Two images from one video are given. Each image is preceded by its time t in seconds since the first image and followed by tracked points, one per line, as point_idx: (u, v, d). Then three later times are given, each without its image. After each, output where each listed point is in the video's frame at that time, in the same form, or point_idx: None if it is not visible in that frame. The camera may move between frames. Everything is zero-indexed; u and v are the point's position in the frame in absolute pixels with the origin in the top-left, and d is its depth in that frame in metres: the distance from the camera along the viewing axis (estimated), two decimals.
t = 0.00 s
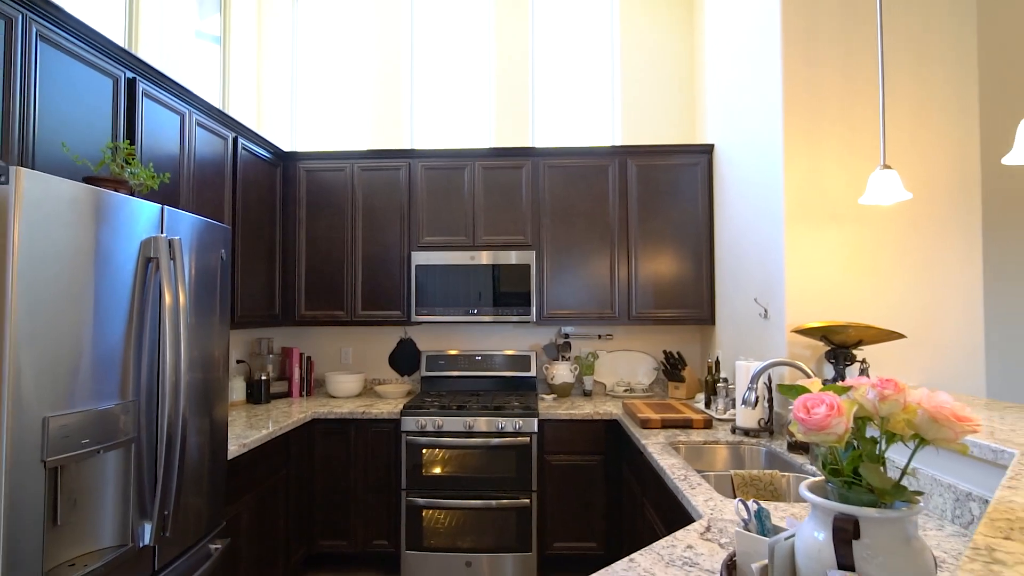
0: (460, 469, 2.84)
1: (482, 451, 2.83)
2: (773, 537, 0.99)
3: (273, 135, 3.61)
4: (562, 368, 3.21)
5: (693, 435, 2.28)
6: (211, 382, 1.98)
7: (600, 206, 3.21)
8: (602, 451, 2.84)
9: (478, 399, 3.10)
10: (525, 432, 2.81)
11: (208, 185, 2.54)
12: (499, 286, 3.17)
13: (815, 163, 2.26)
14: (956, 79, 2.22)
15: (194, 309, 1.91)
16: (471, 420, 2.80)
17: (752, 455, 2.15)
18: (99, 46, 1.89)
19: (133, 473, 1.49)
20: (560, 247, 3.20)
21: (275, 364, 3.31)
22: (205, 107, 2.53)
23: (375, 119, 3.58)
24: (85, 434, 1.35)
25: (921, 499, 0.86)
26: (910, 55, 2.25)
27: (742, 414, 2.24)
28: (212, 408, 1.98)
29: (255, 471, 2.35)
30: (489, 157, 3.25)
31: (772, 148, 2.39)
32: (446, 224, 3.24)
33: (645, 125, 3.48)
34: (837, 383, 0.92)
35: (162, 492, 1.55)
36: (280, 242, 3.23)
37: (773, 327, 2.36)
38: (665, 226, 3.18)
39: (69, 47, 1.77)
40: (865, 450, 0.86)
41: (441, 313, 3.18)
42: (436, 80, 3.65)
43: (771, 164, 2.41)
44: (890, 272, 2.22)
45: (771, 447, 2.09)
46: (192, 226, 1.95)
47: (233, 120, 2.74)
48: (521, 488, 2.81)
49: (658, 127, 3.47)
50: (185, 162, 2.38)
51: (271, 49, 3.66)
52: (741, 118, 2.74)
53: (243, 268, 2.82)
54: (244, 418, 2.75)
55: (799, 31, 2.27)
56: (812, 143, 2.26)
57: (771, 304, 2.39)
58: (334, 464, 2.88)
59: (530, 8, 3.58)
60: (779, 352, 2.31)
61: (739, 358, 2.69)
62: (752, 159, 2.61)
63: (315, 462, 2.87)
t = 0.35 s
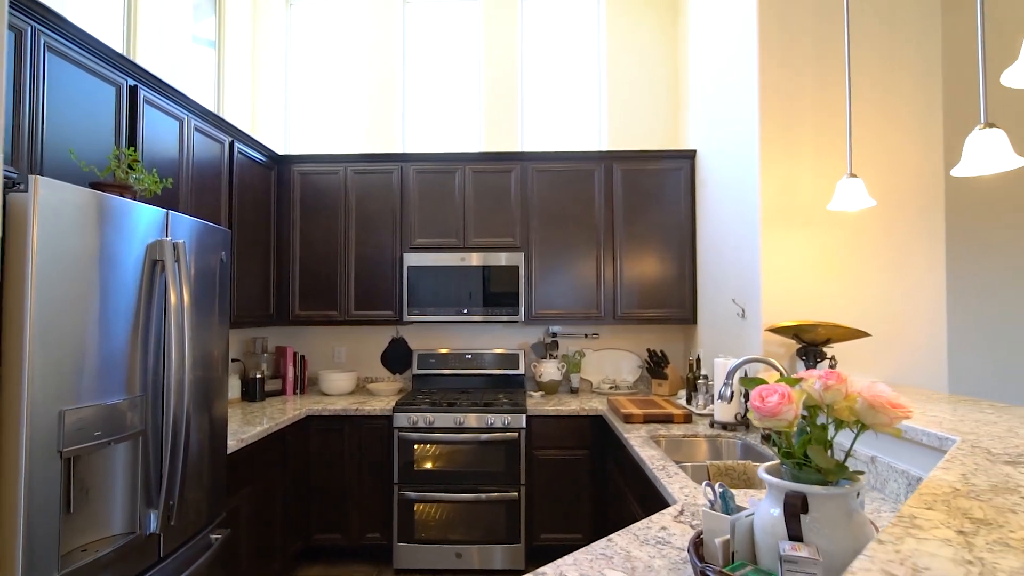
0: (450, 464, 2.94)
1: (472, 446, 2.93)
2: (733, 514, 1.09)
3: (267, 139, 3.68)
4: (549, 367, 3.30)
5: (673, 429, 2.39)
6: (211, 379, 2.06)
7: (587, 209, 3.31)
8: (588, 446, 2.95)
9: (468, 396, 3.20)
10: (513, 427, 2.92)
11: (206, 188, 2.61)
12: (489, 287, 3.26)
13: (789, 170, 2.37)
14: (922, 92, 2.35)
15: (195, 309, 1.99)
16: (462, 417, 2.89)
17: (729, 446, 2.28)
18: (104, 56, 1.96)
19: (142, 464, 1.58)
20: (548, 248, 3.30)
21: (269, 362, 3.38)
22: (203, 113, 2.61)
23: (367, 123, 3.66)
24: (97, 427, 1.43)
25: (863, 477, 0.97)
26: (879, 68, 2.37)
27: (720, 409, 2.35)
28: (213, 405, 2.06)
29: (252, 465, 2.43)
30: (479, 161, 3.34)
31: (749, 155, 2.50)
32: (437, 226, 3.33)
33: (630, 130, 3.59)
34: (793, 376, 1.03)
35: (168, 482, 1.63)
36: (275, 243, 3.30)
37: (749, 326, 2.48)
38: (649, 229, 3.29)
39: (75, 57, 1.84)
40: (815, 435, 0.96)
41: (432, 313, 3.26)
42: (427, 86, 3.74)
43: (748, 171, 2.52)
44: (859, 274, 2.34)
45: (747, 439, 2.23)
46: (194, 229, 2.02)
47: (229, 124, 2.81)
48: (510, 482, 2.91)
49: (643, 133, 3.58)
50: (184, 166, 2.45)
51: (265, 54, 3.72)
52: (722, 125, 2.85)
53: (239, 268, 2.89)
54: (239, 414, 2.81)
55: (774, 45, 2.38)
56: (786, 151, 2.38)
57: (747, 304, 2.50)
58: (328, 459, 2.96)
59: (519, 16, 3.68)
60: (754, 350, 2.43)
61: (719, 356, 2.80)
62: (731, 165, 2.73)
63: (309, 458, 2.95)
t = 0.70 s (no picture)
0: (437, 459, 3.01)
1: (458, 441, 3.01)
2: (698, 495, 1.19)
3: (255, 140, 3.73)
4: (534, 364, 3.41)
5: (651, 423, 2.49)
6: (205, 376, 2.13)
7: (570, 211, 3.41)
8: (570, 441, 3.05)
9: (454, 393, 3.28)
10: (498, 423, 3.00)
11: (197, 190, 2.67)
12: (474, 287, 3.35)
13: (761, 175, 2.48)
14: (885, 102, 2.48)
15: (190, 307, 2.05)
16: (448, 413, 2.97)
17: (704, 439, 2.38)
18: (99, 62, 2.02)
19: (140, 456, 1.65)
20: (532, 249, 3.40)
21: (258, 361, 3.43)
22: (194, 116, 2.66)
23: (355, 126, 3.72)
24: (99, 420, 1.50)
25: (811, 457, 1.09)
26: (846, 79, 2.50)
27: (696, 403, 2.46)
28: (208, 401, 2.13)
29: (243, 461, 2.49)
30: (465, 164, 3.42)
31: (724, 161, 2.61)
32: (424, 227, 3.41)
33: (612, 134, 3.69)
34: (751, 367, 1.13)
35: (165, 474, 1.70)
36: (263, 243, 3.35)
37: (724, 324, 2.59)
38: (630, 231, 3.40)
39: (73, 64, 1.90)
40: (769, 421, 1.07)
41: (419, 312, 3.34)
42: (414, 90, 3.82)
43: (722, 175, 2.63)
44: (826, 275, 2.46)
45: (721, 432, 2.33)
46: (188, 230, 2.09)
47: (220, 128, 2.87)
48: (495, 476, 3.00)
49: (624, 137, 3.69)
50: (176, 168, 2.51)
51: (253, 56, 3.77)
52: (699, 131, 2.97)
53: (229, 268, 2.95)
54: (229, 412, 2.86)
55: (747, 56, 2.49)
56: (759, 157, 2.49)
57: (722, 303, 2.62)
58: (317, 455, 3.03)
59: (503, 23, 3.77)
60: (728, 347, 2.54)
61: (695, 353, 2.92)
62: (707, 169, 2.84)
63: (298, 454, 3.02)
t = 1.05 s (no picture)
0: (420, 454, 3.08)
1: (442, 437, 3.08)
2: (667, 479, 1.28)
3: (240, 141, 3.75)
4: (515, 362, 3.50)
5: (628, 417, 2.60)
6: (196, 376, 2.17)
7: (552, 213, 3.50)
8: (551, 436, 3.14)
9: (438, 391, 3.35)
10: (481, 419, 3.09)
11: (185, 191, 2.71)
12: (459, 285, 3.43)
13: (734, 180, 2.60)
14: (849, 112, 2.61)
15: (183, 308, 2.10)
16: (432, 410, 3.05)
17: (678, 432, 2.49)
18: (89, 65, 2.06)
19: (132, 450, 1.71)
20: (514, 249, 3.49)
21: (243, 359, 3.45)
22: (182, 117, 2.69)
23: (340, 127, 3.77)
24: (94, 414, 1.55)
25: (768, 442, 1.19)
26: (813, 89, 2.62)
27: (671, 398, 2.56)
28: (197, 399, 2.17)
29: (231, 457, 2.53)
30: (449, 166, 3.50)
31: (698, 166, 2.73)
32: (408, 228, 3.47)
33: (592, 138, 3.80)
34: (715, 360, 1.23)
35: (158, 468, 1.76)
36: (249, 243, 3.38)
37: (698, 322, 2.70)
38: (609, 232, 3.50)
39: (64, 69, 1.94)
40: (731, 408, 1.17)
41: (403, 311, 3.41)
42: (398, 92, 3.88)
43: (696, 180, 2.75)
44: (793, 275, 2.59)
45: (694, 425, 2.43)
46: (180, 232, 2.13)
47: (208, 129, 2.91)
48: (478, 470, 3.08)
49: (604, 141, 3.80)
50: (164, 170, 2.54)
51: (238, 58, 3.80)
52: (675, 138, 3.08)
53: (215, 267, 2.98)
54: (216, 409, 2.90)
55: (720, 67, 2.61)
56: (731, 163, 2.60)
57: (696, 302, 2.73)
58: (303, 452, 3.08)
59: (486, 28, 3.85)
60: (701, 344, 2.66)
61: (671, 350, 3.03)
62: (682, 174, 2.95)
63: (284, 450, 3.06)
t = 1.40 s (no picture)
0: (392, 452, 3.13)
1: (413, 434, 3.13)
2: (628, 467, 1.38)
3: (209, 139, 3.72)
4: (486, 360, 3.57)
5: (595, 413, 2.69)
6: (167, 374, 2.17)
7: (522, 214, 3.59)
8: (521, 432, 3.23)
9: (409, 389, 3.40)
10: (452, 416, 3.15)
11: (154, 189, 2.69)
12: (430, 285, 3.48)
13: (695, 186, 2.72)
14: (802, 123, 2.77)
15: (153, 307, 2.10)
16: (403, 408, 3.09)
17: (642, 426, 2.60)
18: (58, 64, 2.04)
19: (104, 449, 1.72)
20: (485, 250, 3.56)
21: (211, 359, 3.43)
22: (150, 116, 2.67)
23: (310, 128, 3.78)
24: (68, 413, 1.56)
25: (719, 430, 1.29)
26: (769, 100, 2.77)
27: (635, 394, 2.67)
28: (169, 398, 2.17)
29: (202, 456, 2.53)
30: (420, 167, 3.55)
31: (661, 171, 2.84)
32: (379, 228, 3.51)
33: (561, 142, 3.90)
34: (672, 356, 1.33)
35: (130, 468, 1.77)
36: (218, 242, 3.37)
37: (661, 321, 2.82)
38: (577, 234, 3.60)
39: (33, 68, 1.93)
40: (686, 400, 1.27)
41: (375, 310, 3.44)
42: (368, 92, 3.90)
43: (660, 184, 2.87)
44: (750, 277, 2.73)
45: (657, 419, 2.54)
46: (150, 230, 2.13)
47: (177, 127, 2.89)
48: (449, 467, 3.14)
49: (572, 145, 3.90)
50: (133, 168, 2.53)
51: (205, 55, 3.76)
52: (640, 144, 3.19)
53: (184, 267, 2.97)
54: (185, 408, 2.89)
55: (682, 77, 2.73)
56: (693, 169, 2.72)
57: (659, 302, 2.85)
58: (274, 451, 3.09)
59: (457, 32, 3.90)
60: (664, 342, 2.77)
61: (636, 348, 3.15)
62: (647, 178, 3.07)
63: (255, 449, 3.06)
